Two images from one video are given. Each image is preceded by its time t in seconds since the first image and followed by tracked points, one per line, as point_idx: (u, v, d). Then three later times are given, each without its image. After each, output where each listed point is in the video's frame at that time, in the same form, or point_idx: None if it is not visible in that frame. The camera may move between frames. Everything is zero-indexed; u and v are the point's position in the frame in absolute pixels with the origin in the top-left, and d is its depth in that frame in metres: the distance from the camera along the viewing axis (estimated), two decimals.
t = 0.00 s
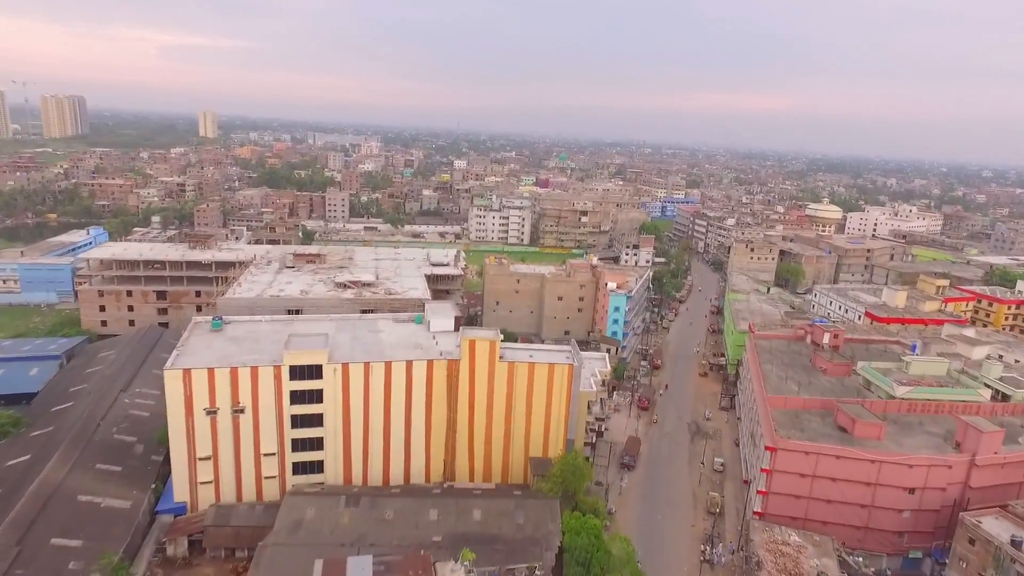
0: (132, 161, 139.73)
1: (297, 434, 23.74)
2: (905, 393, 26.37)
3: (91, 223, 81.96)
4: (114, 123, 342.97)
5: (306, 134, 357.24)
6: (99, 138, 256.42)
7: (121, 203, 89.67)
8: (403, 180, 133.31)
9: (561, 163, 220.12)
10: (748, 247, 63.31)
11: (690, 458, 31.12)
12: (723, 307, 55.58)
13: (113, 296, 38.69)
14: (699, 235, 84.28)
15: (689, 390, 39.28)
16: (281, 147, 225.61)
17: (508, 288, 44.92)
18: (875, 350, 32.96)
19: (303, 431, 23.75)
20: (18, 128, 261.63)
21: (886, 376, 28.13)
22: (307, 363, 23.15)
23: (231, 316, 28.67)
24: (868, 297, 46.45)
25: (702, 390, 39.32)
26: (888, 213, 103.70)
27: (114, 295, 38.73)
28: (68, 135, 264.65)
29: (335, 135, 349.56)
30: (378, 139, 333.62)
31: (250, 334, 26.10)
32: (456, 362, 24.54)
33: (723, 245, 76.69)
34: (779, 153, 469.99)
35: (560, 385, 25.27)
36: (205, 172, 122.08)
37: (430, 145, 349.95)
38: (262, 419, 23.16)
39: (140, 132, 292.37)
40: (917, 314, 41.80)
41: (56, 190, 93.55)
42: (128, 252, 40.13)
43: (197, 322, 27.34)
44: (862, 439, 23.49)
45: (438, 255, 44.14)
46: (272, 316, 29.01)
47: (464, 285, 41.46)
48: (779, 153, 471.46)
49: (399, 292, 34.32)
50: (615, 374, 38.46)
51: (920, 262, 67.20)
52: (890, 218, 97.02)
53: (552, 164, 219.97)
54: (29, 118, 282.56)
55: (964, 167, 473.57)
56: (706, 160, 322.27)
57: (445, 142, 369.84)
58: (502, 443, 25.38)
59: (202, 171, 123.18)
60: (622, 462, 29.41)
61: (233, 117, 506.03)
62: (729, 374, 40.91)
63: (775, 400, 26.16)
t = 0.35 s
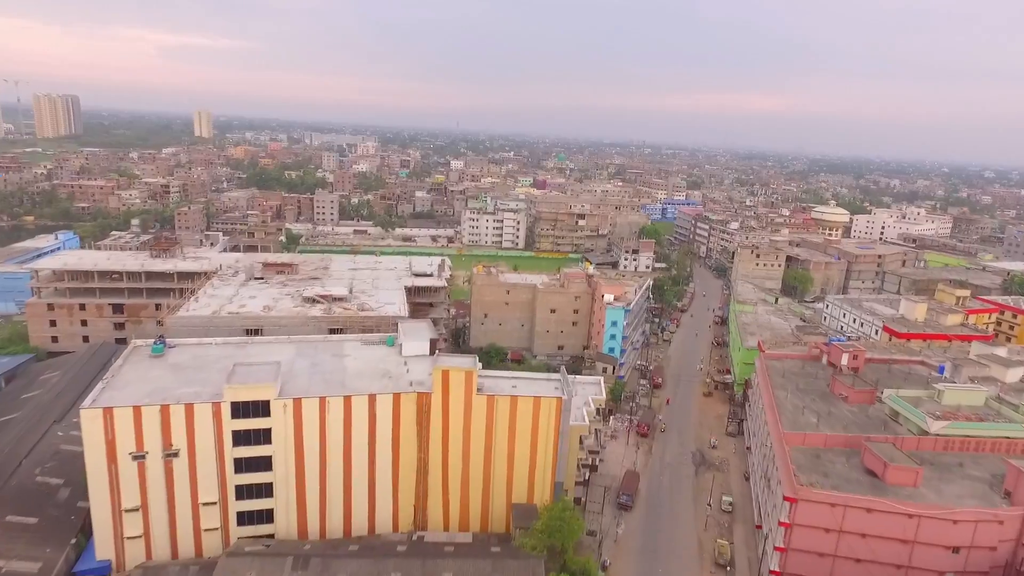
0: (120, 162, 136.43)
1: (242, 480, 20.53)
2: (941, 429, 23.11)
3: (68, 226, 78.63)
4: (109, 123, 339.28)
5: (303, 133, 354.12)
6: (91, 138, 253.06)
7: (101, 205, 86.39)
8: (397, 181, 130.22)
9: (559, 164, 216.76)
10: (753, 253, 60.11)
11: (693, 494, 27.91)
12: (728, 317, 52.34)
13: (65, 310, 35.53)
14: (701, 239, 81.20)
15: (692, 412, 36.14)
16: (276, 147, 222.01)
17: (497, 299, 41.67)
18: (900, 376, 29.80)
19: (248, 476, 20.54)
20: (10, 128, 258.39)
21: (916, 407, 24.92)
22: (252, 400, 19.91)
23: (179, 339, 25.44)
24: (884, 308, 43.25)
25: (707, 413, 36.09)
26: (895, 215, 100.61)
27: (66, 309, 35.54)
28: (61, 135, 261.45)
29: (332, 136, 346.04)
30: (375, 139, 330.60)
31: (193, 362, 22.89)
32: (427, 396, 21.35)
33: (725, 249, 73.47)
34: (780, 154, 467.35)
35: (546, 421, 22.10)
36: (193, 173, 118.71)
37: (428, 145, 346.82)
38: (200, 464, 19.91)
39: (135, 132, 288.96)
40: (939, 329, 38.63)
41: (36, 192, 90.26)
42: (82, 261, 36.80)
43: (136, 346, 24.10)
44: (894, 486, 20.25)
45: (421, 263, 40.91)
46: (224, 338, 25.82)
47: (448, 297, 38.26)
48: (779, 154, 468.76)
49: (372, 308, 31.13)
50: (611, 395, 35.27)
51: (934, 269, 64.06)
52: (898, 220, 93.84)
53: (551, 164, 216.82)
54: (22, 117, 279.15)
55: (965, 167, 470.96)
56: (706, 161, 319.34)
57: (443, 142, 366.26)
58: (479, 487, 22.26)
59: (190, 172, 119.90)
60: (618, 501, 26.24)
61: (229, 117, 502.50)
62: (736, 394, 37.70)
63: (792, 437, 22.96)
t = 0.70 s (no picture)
0: (106, 162, 133.02)
1: (163, 545, 17.28)
2: (989, 477, 19.77)
3: (42, 229, 75.22)
4: (103, 123, 335.57)
5: (299, 133, 350.68)
6: (84, 138, 249.67)
7: (79, 208, 83.04)
8: (391, 182, 126.96)
9: (558, 165, 213.43)
10: (760, 260, 56.78)
11: (700, 541, 24.68)
12: (734, 329, 49.07)
13: (4, 327, 32.20)
14: (703, 244, 77.94)
15: (697, 439, 32.90)
16: (271, 146, 218.66)
17: (484, 312, 38.38)
18: (932, 407, 26.49)
19: (171, 540, 17.29)
20: (2, 127, 255.01)
21: (958, 447, 21.54)
22: (174, 451, 16.66)
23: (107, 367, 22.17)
24: (904, 323, 39.95)
25: (713, 441, 32.84)
26: (904, 218, 97.32)
27: (6, 326, 32.24)
28: (54, 135, 258.11)
29: (329, 136, 342.53)
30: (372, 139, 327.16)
31: (117, 400, 19.61)
32: (386, 443, 18.11)
33: (729, 255, 70.17)
34: (781, 154, 463.95)
35: (527, 471, 18.85)
36: (180, 174, 115.36)
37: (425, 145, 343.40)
38: (109, 528, 16.65)
39: (129, 131, 285.53)
40: (966, 347, 35.33)
41: (12, 194, 86.85)
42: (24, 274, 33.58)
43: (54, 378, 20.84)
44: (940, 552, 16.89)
45: (401, 275, 37.65)
46: (161, 367, 22.54)
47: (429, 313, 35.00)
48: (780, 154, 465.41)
49: (339, 328, 27.87)
50: (607, 423, 32.05)
51: (950, 276, 60.73)
52: (907, 223, 90.55)
53: (550, 165, 213.48)
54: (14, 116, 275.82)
55: (968, 168, 467.76)
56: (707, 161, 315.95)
57: (441, 143, 362.87)
58: (450, 549, 19.00)
59: (177, 172, 116.54)
60: (614, 554, 23.01)
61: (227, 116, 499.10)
62: (744, 419, 34.43)
63: (815, 487, 19.69)
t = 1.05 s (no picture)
0: (90, 163, 129.49)
1: None
2: None
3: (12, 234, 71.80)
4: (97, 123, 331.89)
5: (295, 133, 347.17)
6: (75, 139, 246.10)
7: (54, 211, 79.65)
8: (383, 184, 123.66)
9: (555, 165, 210.42)
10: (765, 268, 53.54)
11: None
12: (738, 343, 45.89)
13: None
14: (704, 249, 74.77)
15: (700, 472, 29.76)
16: (264, 147, 215.27)
17: (467, 330, 35.23)
18: (970, 445, 23.29)
19: None
20: None
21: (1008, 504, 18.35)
22: (52, 529, 13.36)
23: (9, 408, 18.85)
24: (923, 339, 36.78)
25: (718, 474, 29.67)
26: (911, 220, 94.21)
27: None
28: (45, 135, 254.37)
29: (325, 135, 339.46)
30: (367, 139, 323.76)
31: (9, 454, 16.38)
32: (326, 510, 14.96)
33: (732, 261, 66.96)
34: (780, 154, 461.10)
35: (498, 544, 15.57)
36: (165, 175, 111.96)
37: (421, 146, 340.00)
38: None
39: (121, 132, 281.81)
40: (995, 369, 32.09)
41: None
42: None
43: None
44: None
45: (375, 289, 34.45)
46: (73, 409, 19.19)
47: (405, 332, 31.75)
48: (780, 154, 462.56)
49: (295, 354, 24.66)
50: (600, 456, 28.88)
51: (966, 284, 57.51)
52: (915, 226, 87.46)
53: (547, 165, 210.36)
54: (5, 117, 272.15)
55: (968, 168, 465.29)
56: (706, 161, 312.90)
57: (438, 143, 359.92)
58: None
59: (162, 174, 113.11)
60: None
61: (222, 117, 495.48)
62: (751, 449, 31.27)
63: (842, 557, 16.49)
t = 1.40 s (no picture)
0: (74, 164, 126.03)
1: None
2: None
3: None
4: (90, 122, 328.29)
5: (290, 133, 343.86)
6: (66, 139, 242.54)
7: (27, 215, 76.29)
8: (375, 185, 120.57)
9: (553, 166, 207.40)
10: (770, 277, 50.31)
11: None
12: (743, 359, 42.74)
13: None
14: (704, 255, 71.69)
15: (703, 512, 26.62)
16: (257, 147, 212.24)
17: (446, 350, 32.03)
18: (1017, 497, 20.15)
19: None
20: None
21: None
22: None
23: None
24: (946, 360, 33.56)
25: (724, 515, 26.53)
26: (918, 223, 91.24)
27: None
28: (36, 135, 250.83)
29: (321, 135, 335.24)
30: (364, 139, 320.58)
31: None
32: None
33: (734, 268, 63.83)
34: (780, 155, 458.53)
35: None
36: (149, 176, 108.66)
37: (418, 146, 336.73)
38: None
39: (115, 131, 278.52)
40: None
41: None
42: None
43: None
44: None
45: (344, 307, 31.26)
46: None
47: (375, 356, 28.55)
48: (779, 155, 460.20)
49: (240, 388, 21.48)
50: (592, 497, 25.74)
51: (982, 294, 54.39)
52: (923, 230, 84.46)
53: (545, 166, 207.50)
54: None
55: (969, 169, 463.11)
56: (706, 162, 310.08)
57: (435, 144, 356.41)
58: None
59: (147, 176, 109.74)
60: None
61: (219, 116, 492.02)
62: (760, 485, 28.17)
63: None
